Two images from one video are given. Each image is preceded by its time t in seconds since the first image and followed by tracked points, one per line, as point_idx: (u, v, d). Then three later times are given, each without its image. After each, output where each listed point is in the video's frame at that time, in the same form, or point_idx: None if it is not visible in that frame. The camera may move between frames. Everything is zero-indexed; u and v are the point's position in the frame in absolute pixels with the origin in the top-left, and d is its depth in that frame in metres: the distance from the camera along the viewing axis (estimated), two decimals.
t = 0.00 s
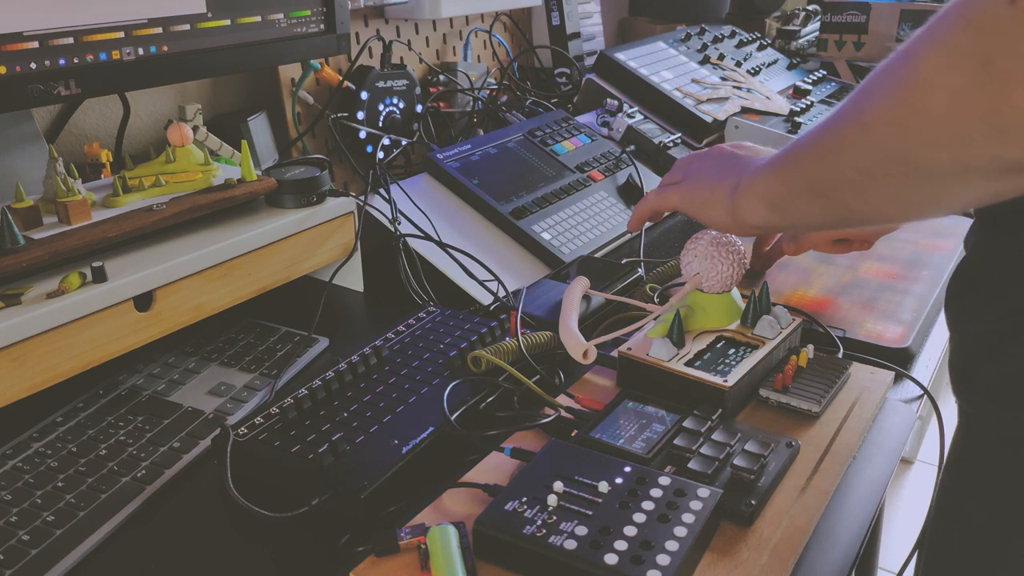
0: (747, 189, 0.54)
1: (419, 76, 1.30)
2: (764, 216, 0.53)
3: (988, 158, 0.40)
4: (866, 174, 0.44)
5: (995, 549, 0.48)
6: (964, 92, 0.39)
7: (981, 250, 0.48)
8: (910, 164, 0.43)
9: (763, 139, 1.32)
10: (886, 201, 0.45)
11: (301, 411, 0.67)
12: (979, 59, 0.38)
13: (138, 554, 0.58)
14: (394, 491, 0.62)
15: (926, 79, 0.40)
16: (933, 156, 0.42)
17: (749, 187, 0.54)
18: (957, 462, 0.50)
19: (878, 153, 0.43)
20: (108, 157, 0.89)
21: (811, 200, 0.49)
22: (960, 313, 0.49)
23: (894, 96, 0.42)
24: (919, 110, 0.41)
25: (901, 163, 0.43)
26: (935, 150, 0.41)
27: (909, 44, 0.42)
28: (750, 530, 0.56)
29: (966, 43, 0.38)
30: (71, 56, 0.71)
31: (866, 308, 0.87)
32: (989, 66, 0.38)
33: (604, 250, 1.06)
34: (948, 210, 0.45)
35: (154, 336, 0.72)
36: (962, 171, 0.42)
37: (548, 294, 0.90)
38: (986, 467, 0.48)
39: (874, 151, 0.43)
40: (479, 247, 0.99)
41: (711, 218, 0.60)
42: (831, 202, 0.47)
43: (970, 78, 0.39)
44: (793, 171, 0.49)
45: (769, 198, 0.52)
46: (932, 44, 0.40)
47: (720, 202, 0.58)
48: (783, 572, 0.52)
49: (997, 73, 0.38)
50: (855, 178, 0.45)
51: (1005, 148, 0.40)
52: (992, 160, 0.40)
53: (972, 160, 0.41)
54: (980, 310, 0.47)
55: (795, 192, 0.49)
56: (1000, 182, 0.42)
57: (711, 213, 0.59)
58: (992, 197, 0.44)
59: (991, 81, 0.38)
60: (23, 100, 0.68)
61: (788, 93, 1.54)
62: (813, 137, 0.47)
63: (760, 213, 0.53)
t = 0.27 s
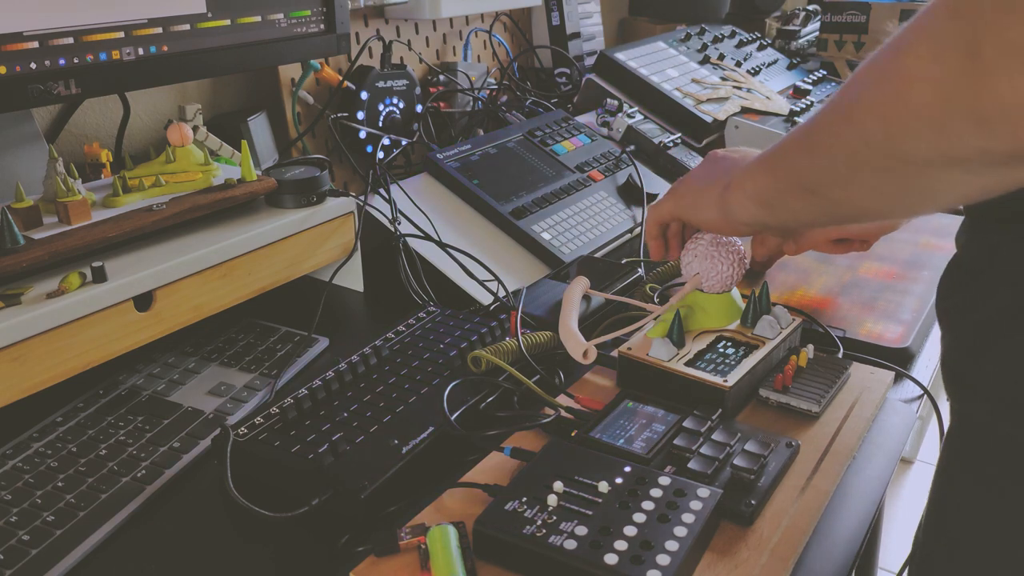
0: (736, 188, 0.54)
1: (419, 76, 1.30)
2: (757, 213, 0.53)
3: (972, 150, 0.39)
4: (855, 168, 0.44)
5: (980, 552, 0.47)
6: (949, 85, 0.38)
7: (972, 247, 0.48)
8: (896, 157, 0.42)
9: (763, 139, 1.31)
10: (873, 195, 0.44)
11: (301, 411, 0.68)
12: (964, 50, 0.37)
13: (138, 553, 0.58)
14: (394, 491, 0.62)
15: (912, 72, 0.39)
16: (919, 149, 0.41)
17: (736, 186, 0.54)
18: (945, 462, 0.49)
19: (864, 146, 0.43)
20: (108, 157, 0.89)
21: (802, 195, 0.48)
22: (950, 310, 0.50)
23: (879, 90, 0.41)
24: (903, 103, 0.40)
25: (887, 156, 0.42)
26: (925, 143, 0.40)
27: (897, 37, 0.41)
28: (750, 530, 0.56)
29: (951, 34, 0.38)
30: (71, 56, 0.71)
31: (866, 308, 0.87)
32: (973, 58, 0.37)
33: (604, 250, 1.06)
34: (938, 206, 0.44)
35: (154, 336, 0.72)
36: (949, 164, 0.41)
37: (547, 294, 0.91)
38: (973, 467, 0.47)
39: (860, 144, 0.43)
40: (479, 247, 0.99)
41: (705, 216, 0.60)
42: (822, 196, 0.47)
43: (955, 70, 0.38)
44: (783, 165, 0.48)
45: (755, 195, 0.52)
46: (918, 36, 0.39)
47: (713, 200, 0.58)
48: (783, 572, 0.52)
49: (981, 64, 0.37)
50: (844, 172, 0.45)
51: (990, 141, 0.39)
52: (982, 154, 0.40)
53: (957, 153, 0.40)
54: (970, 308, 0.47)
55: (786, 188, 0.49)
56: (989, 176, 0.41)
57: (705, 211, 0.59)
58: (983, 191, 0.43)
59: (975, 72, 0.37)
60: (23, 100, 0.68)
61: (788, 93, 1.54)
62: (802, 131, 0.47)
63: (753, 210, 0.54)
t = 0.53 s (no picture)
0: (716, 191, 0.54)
1: (420, 76, 1.30)
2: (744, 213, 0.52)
3: (952, 146, 0.38)
4: (836, 166, 0.43)
5: (968, 556, 0.46)
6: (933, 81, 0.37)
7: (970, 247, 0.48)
8: (875, 154, 0.41)
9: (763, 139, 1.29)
10: (855, 193, 0.43)
11: (301, 410, 0.68)
12: (940, 43, 0.36)
13: (139, 553, 0.58)
14: (394, 491, 0.62)
15: (891, 65, 0.38)
16: (898, 145, 0.40)
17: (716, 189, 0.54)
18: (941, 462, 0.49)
19: (843, 143, 0.41)
20: (108, 157, 0.89)
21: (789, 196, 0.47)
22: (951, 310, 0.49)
23: (858, 85, 0.40)
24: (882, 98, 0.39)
25: (867, 153, 0.41)
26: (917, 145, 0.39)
27: (880, 32, 0.40)
28: (750, 530, 0.56)
29: (930, 27, 0.37)
30: (71, 56, 0.71)
31: (866, 309, 0.87)
32: (949, 51, 0.36)
33: (604, 250, 1.06)
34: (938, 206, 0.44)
35: (154, 336, 0.72)
36: (930, 160, 0.39)
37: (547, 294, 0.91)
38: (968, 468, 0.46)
39: (840, 140, 0.42)
40: (479, 247, 0.99)
41: (692, 217, 0.59)
42: (803, 196, 0.46)
43: (932, 63, 0.36)
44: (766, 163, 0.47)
45: (735, 203, 0.52)
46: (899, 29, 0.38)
47: (698, 208, 0.58)
48: (784, 572, 0.52)
49: (956, 57, 0.36)
50: (824, 171, 0.43)
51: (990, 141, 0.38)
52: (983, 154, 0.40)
53: (942, 150, 0.38)
54: (964, 307, 0.47)
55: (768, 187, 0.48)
56: (975, 172, 0.40)
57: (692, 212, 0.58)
58: (969, 188, 0.41)
59: (951, 66, 0.36)
60: (23, 100, 0.68)
61: (788, 93, 1.54)
62: (786, 129, 0.46)
63: (737, 210, 0.52)
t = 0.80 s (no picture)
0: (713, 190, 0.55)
1: (419, 76, 1.30)
2: (734, 215, 0.53)
3: (949, 144, 0.39)
4: (828, 169, 0.44)
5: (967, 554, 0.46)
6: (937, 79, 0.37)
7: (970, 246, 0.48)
8: (864, 156, 0.43)
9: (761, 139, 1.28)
10: (848, 196, 0.45)
11: (301, 410, 0.67)
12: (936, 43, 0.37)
13: (139, 553, 0.58)
14: (394, 491, 0.62)
15: (878, 69, 0.40)
16: (886, 147, 0.41)
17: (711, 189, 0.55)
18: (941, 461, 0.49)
19: (834, 145, 0.43)
20: (108, 157, 0.89)
21: (788, 195, 0.48)
22: (950, 310, 0.50)
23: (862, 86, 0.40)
24: (871, 100, 0.41)
25: (857, 155, 0.43)
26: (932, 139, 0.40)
27: (873, 36, 0.41)
28: (750, 530, 0.56)
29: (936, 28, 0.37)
30: (71, 56, 0.71)
31: (866, 309, 0.87)
32: (934, 54, 0.38)
33: (604, 250, 1.06)
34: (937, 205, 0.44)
35: (154, 336, 0.72)
36: (917, 163, 0.41)
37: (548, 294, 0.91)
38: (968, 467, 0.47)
39: (831, 143, 0.43)
40: (479, 247, 0.99)
41: (687, 220, 0.59)
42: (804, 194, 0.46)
43: (918, 66, 0.39)
44: (759, 168, 0.49)
45: (732, 201, 0.53)
46: (884, 34, 0.40)
47: (692, 209, 0.58)
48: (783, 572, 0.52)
49: (941, 62, 0.38)
50: (817, 173, 0.45)
51: (989, 141, 0.39)
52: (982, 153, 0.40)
53: (950, 143, 0.39)
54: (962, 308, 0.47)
55: (760, 190, 0.49)
56: (970, 170, 0.41)
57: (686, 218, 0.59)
58: (972, 184, 0.42)
59: (937, 70, 0.38)
60: (23, 100, 0.68)
61: (788, 93, 1.54)
62: (776, 130, 0.47)
63: (730, 211, 0.53)
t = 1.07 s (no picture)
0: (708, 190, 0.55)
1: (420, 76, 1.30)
2: (729, 216, 0.54)
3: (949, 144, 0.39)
4: (826, 169, 0.44)
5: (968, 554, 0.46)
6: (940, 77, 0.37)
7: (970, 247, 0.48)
8: (862, 156, 0.42)
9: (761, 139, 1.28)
10: (850, 196, 0.45)
11: (301, 411, 0.67)
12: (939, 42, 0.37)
13: (139, 553, 0.58)
14: (394, 491, 0.62)
15: (876, 70, 0.40)
16: (883, 148, 0.41)
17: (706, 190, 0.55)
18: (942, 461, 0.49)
19: (831, 145, 0.43)
20: (108, 157, 0.89)
21: (789, 195, 0.48)
22: (951, 311, 0.50)
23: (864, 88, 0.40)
24: (870, 101, 0.41)
25: (854, 155, 0.43)
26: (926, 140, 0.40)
27: (872, 39, 0.41)
28: (750, 530, 0.56)
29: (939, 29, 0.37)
30: (71, 56, 0.71)
31: (866, 308, 0.87)
32: (932, 56, 0.38)
33: (604, 250, 1.06)
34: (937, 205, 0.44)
35: (154, 336, 0.72)
36: (916, 164, 0.41)
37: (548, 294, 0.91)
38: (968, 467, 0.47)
39: (828, 144, 0.43)
40: (479, 247, 0.99)
41: (685, 224, 0.59)
42: (804, 193, 0.46)
43: (920, 68, 0.39)
44: (753, 169, 0.49)
45: (726, 200, 0.53)
46: (883, 35, 0.40)
47: (687, 212, 0.59)
48: (783, 572, 0.52)
49: (939, 64, 0.38)
50: (814, 173, 0.45)
51: (990, 140, 0.39)
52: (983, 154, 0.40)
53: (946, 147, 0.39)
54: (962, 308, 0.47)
55: (760, 189, 0.49)
56: (971, 171, 0.41)
57: (682, 220, 0.59)
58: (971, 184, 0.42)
59: (935, 72, 0.38)
60: (23, 100, 0.68)
61: (788, 93, 1.54)
62: (773, 130, 0.48)
63: (728, 212, 0.54)
